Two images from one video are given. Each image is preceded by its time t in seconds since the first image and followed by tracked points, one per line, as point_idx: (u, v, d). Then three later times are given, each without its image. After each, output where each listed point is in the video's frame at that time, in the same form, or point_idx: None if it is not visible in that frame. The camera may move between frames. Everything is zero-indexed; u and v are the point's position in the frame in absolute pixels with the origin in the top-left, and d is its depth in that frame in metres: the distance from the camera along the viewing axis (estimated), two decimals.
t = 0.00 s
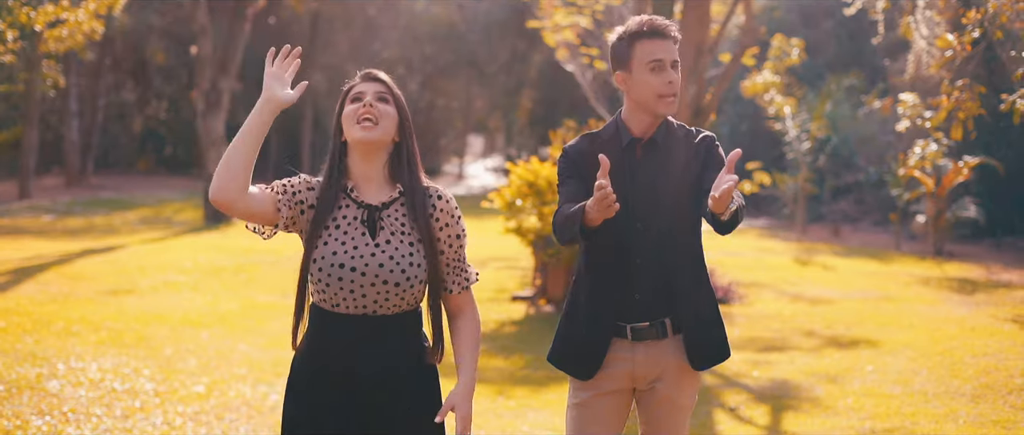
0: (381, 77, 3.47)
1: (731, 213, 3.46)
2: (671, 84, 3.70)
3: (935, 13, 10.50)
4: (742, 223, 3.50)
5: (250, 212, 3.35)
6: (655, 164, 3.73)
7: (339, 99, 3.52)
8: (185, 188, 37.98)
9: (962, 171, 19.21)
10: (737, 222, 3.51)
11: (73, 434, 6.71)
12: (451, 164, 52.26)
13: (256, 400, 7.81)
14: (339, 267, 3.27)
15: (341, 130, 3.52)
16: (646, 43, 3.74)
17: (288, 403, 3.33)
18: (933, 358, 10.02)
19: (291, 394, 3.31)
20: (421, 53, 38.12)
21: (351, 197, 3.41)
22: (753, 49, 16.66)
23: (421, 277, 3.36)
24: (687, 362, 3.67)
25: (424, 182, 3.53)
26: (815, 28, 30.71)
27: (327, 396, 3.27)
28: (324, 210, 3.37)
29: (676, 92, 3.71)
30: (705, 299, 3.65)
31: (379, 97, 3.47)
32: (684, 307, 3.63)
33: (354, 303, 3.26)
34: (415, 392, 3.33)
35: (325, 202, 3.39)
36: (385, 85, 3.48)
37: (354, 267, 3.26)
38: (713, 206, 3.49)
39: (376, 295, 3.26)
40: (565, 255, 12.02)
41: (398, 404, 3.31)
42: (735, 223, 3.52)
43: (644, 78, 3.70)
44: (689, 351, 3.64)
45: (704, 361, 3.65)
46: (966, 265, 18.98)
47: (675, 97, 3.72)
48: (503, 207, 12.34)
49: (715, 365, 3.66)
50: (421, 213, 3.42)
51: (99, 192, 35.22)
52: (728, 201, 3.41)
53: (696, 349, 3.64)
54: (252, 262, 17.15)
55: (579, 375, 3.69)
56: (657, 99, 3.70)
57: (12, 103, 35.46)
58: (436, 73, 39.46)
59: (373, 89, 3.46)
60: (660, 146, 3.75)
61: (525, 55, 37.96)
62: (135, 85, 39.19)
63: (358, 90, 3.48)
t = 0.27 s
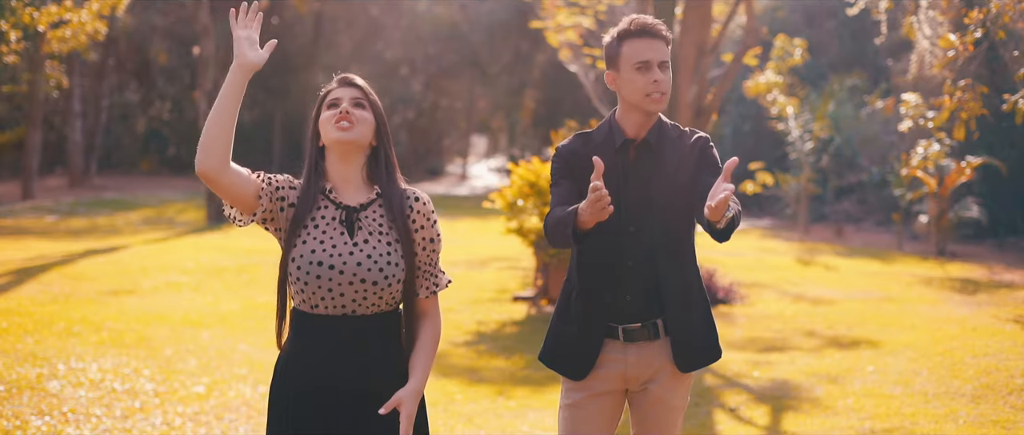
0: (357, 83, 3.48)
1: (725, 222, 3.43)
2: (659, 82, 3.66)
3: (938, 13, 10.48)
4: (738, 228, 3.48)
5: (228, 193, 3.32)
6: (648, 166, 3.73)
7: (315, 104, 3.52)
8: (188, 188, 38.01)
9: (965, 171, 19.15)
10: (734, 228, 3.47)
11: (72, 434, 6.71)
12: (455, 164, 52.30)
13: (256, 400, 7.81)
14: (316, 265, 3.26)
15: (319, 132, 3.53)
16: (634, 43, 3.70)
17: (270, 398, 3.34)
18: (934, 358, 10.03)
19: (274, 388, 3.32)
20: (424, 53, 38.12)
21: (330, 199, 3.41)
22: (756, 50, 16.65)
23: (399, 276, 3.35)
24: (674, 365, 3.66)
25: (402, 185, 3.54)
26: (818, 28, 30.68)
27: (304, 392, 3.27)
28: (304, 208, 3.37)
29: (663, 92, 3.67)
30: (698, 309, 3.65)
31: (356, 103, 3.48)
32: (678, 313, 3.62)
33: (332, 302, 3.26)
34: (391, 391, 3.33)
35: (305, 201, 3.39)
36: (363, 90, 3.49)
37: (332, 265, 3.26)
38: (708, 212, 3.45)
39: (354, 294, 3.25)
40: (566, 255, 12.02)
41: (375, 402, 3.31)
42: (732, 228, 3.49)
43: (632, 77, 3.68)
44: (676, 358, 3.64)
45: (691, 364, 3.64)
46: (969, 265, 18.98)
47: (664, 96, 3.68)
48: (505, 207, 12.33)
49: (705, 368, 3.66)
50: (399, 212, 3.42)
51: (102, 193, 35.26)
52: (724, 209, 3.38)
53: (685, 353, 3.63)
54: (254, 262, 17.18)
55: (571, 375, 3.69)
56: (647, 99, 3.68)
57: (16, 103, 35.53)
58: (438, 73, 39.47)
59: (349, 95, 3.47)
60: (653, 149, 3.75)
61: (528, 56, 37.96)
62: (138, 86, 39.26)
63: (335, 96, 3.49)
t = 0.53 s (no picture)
0: (338, 85, 3.53)
1: (718, 235, 3.39)
2: (644, 81, 3.63)
3: (943, 12, 10.45)
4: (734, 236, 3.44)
5: (223, 181, 3.37)
6: (638, 168, 3.71)
7: (296, 104, 3.56)
8: (192, 188, 38.03)
9: (970, 172, 19.09)
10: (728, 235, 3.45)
11: (73, 434, 6.71)
12: (460, 164, 52.33)
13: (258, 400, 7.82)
14: (298, 262, 3.30)
15: (299, 132, 3.57)
16: (624, 43, 3.66)
17: (252, 395, 3.37)
18: (937, 358, 10.02)
19: (257, 385, 3.35)
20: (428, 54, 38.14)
21: (311, 197, 3.45)
22: (760, 50, 16.64)
23: (381, 274, 3.40)
24: (664, 366, 3.66)
25: (381, 184, 3.57)
26: (822, 28, 30.69)
27: (288, 386, 3.31)
28: (286, 206, 3.40)
29: (653, 92, 3.64)
30: (689, 311, 3.64)
31: (336, 104, 3.52)
32: (668, 315, 3.63)
33: (314, 300, 3.30)
34: (370, 387, 3.38)
35: (287, 198, 3.42)
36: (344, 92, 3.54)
37: (313, 263, 3.30)
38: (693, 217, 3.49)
39: (335, 291, 3.29)
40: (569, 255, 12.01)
41: (354, 397, 3.36)
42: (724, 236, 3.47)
43: (618, 76, 3.64)
44: (667, 357, 3.64)
45: (681, 366, 3.64)
46: (973, 265, 19.00)
47: (653, 95, 3.66)
48: (507, 207, 12.33)
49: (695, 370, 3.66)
50: (381, 212, 3.47)
51: (108, 193, 35.29)
52: (717, 222, 3.35)
53: (674, 356, 3.63)
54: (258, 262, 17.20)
55: (562, 375, 3.69)
56: (634, 97, 3.65)
57: (22, 103, 35.60)
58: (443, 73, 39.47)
59: (330, 96, 3.51)
60: (645, 150, 3.73)
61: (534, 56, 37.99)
62: (144, 86, 39.33)
63: (315, 97, 3.52)
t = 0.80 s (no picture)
0: (328, 83, 3.67)
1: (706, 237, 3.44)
2: (632, 80, 3.62)
3: (946, 13, 10.44)
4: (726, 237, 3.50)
5: (205, 194, 3.45)
6: (629, 170, 3.72)
7: (286, 103, 3.69)
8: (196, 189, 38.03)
9: (973, 172, 19.04)
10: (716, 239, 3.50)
11: (73, 434, 6.72)
12: (464, 164, 52.33)
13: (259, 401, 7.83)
14: (289, 264, 3.41)
15: (288, 132, 3.67)
16: (618, 42, 3.67)
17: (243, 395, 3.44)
18: (938, 358, 10.01)
19: (248, 384, 3.42)
20: (432, 55, 38.14)
21: (299, 200, 3.56)
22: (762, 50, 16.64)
23: (371, 274, 3.50)
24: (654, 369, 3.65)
25: (370, 184, 3.68)
26: (826, 28, 30.67)
27: (281, 385, 3.39)
28: (275, 210, 3.51)
29: (642, 91, 3.65)
30: (679, 313, 3.65)
31: (326, 103, 3.65)
32: (660, 317, 3.63)
33: (304, 301, 3.39)
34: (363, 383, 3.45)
35: (275, 202, 3.53)
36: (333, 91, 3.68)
37: (303, 264, 3.40)
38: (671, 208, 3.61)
39: (326, 292, 3.39)
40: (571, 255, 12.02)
41: (350, 392, 3.44)
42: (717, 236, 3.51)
43: (608, 76, 3.64)
44: (657, 358, 3.63)
45: (672, 367, 3.64)
46: (976, 265, 18.99)
47: (641, 95, 3.66)
48: (509, 207, 12.34)
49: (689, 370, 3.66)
50: (370, 211, 3.57)
51: (112, 194, 35.31)
52: (707, 222, 3.38)
53: (666, 355, 3.63)
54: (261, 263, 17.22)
55: (553, 377, 3.69)
56: (621, 97, 3.65)
57: (26, 104, 35.68)
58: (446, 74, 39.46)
59: (319, 95, 3.64)
60: (637, 154, 3.72)
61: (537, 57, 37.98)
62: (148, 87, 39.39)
63: (305, 95, 3.65)
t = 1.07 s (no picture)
0: (331, 91, 3.73)
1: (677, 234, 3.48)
2: (622, 87, 3.62)
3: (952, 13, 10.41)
4: (700, 231, 3.55)
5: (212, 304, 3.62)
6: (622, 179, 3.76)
7: (286, 107, 3.77)
8: (203, 190, 38.03)
9: (979, 172, 18.98)
10: (695, 238, 3.52)
11: None
12: (470, 165, 52.30)
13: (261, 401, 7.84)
14: (281, 268, 3.48)
15: (287, 138, 3.76)
16: (609, 45, 3.66)
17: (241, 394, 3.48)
18: (942, 359, 9.99)
19: (244, 385, 3.46)
20: (438, 55, 38.12)
21: (292, 201, 3.65)
22: (767, 50, 16.59)
23: (364, 275, 3.56)
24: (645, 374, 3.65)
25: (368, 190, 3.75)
26: (833, 28, 30.59)
27: (278, 383, 3.43)
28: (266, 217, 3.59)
29: (632, 100, 3.64)
30: (671, 316, 3.65)
31: (329, 110, 3.72)
32: (653, 319, 3.63)
33: (297, 303, 3.46)
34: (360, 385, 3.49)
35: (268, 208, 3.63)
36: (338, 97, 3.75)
37: (296, 267, 3.47)
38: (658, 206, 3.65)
39: (319, 293, 3.46)
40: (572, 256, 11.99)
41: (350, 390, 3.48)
42: (698, 236, 3.53)
43: (601, 82, 3.64)
44: (647, 362, 3.63)
45: (662, 373, 3.63)
46: (982, 266, 18.95)
47: (632, 103, 3.66)
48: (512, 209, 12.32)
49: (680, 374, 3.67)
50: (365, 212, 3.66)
51: (118, 195, 35.34)
52: (665, 218, 3.45)
53: (654, 359, 3.63)
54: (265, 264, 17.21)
55: (547, 382, 3.70)
56: (613, 105, 3.65)
57: (33, 104, 35.77)
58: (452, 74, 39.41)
59: (322, 101, 3.71)
60: (630, 158, 3.77)
61: (543, 57, 37.96)
62: (155, 88, 39.47)
63: (307, 100, 3.72)
